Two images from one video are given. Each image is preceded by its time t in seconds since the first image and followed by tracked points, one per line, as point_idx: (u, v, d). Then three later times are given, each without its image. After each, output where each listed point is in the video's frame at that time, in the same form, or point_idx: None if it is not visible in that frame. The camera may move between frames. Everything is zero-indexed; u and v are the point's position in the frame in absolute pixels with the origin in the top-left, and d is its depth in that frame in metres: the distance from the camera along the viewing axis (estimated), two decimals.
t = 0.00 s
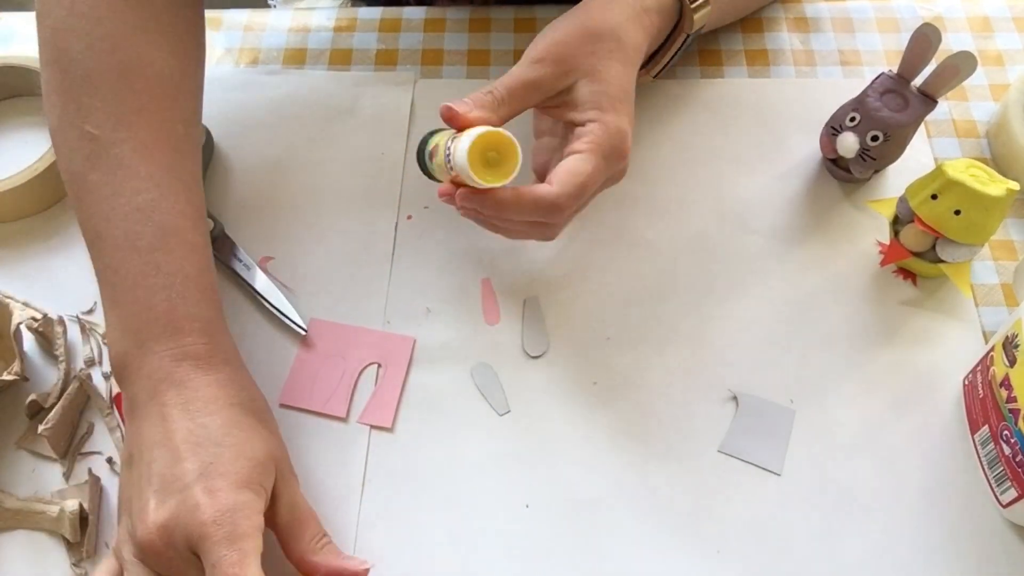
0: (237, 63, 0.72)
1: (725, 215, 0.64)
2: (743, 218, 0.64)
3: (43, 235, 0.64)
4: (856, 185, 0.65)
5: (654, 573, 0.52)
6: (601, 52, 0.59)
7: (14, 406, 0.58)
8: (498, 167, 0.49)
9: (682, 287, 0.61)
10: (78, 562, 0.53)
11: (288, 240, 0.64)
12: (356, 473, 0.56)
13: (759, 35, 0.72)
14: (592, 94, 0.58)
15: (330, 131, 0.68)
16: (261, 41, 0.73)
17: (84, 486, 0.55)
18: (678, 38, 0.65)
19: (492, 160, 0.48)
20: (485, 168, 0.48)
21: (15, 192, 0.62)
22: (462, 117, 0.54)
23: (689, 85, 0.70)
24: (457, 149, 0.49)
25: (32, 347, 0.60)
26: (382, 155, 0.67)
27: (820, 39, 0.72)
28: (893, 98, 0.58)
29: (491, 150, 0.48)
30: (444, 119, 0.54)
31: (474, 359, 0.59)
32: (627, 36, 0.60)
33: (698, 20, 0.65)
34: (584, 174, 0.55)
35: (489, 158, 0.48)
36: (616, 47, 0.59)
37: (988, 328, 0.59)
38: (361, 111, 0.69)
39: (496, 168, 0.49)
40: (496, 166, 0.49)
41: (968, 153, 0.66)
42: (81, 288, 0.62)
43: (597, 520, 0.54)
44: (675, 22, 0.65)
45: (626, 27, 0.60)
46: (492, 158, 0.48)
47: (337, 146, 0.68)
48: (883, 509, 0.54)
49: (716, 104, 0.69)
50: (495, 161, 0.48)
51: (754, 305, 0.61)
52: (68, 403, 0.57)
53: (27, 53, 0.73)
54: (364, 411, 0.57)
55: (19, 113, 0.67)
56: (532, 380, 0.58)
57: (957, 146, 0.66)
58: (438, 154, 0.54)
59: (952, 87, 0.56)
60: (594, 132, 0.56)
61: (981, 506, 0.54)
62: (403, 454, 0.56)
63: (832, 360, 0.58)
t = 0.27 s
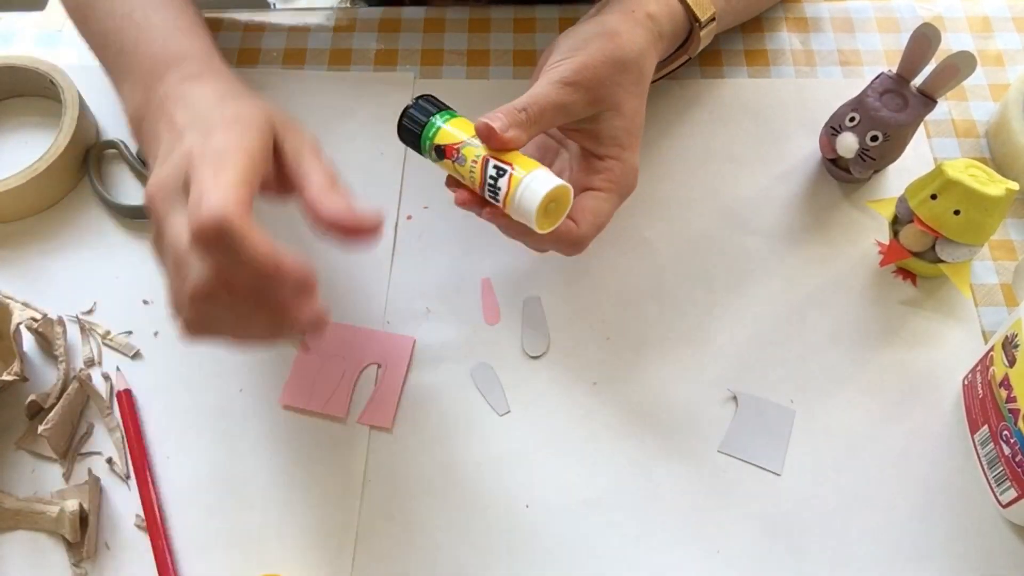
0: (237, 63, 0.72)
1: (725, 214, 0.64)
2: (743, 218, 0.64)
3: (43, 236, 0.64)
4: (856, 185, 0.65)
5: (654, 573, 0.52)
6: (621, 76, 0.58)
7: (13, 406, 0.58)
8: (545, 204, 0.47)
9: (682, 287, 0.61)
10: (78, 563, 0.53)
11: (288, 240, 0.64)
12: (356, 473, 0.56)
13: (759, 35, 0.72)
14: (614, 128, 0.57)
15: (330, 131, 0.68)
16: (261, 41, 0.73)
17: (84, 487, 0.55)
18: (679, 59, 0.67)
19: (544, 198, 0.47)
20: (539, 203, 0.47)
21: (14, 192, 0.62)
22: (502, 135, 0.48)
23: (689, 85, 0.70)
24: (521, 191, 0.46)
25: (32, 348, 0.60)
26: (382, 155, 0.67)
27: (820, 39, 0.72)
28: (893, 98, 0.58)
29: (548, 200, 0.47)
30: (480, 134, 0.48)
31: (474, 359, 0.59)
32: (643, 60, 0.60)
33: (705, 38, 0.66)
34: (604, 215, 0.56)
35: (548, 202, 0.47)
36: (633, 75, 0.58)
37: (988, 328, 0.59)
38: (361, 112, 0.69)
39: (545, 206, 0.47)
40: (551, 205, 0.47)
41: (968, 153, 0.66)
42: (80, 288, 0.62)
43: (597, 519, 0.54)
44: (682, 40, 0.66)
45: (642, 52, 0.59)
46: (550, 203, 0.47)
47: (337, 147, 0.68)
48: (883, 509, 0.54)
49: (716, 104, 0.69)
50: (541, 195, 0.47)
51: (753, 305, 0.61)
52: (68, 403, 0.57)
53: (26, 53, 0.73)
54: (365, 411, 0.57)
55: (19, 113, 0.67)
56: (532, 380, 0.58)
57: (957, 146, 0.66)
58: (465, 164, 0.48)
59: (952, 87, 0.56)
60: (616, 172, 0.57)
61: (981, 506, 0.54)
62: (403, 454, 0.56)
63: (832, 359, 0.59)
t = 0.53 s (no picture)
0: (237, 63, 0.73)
1: (725, 214, 0.64)
2: (743, 218, 0.64)
3: (43, 236, 0.64)
4: (856, 185, 0.65)
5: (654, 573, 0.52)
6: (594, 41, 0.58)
7: (13, 406, 0.58)
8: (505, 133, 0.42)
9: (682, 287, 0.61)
10: (78, 563, 0.53)
11: (288, 240, 0.64)
12: (356, 473, 0.56)
13: (759, 35, 0.72)
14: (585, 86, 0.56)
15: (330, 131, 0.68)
16: (260, 41, 0.74)
17: (84, 487, 0.55)
18: (655, 50, 0.66)
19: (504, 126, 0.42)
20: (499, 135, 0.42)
21: (14, 192, 0.62)
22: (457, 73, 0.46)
23: (689, 85, 0.70)
24: (475, 121, 0.42)
25: (32, 348, 0.60)
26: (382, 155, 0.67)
27: (819, 39, 0.72)
28: (893, 97, 0.58)
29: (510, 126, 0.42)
30: (433, 73, 0.45)
31: (474, 359, 0.59)
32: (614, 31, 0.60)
33: (678, 30, 0.66)
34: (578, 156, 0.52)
35: (513, 129, 0.42)
36: (605, 44, 0.59)
37: (988, 328, 0.59)
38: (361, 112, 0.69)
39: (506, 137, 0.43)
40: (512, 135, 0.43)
41: (968, 153, 0.66)
42: (80, 288, 0.62)
43: (597, 519, 0.54)
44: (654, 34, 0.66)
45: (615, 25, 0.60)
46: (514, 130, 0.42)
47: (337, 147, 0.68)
48: (883, 509, 0.54)
49: (716, 104, 0.69)
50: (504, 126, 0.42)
51: (753, 304, 0.61)
52: (67, 403, 0.57)
53: (26, 53, 0.73)
54: (364, 411, 0.57)
55: (19, 114, 0.67)
56: (532, 380, 0.58)
57: (957, 145, 0.66)
58: (421, 111, 0.46)
59: (952, 87, 0.56)
60: (592, 125, 0.55)
61: (981, 506, 0.54)
62: (403, 453, 0.56)
63: (832, 359, 0.58)
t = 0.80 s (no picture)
0: (237, 64, 0.73)
1: (725, 214, 0.64)
2: (743, 218, 0.64)
3: (43, 236, 0.64)
4: (856, 185, 0.65)
5: (654, 573, 0.52)
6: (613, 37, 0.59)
7: (13, 406, 0.58)
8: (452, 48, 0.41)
9: (681, 286, 0.61)
10: (78, 563, 0.53)
11: (288, 240, 0.64)
12: (356, 473, 0.56)
13: (759, 35, 0.72)
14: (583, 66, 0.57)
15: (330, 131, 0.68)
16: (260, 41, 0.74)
17: (84, 487, 0.55)
18: (694, 57, 0.66)
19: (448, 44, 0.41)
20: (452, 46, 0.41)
21: (14, 192, 0.62)
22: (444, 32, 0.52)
23: (689, 86, 0.70)
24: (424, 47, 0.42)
25: (32, 348, 0.60)
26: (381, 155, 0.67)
27: (819, 39, 0.72)
28: (893, 97, 0.58)
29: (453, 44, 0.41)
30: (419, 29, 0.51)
31: (474, 359, 0.59)
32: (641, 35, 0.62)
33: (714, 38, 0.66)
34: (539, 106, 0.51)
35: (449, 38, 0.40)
36: (621, 38, 0.60)
37: (988, 328, 0.59)
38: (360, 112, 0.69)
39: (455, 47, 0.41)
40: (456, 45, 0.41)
41: (968, 153, 0.66)
42: (81, 288, 0.62)
43: (597, 519, 0.54)
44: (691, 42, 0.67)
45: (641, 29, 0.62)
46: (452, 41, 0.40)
47: (337, 147, 0.68)
48: (883, 509, 0.54)
49: (716, 104, 0.69)
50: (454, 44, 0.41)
51: (753, 304, 0.61)
52: (67, 403, 0.57)
53: (26, 53, 0.73)
54: (365, 411, 0.57)
55: (19, 114, 0.67)
56: (532, 380, 0.58)
57: (957, 146, 0.66)
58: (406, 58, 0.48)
59: (952, 87, 0.56)
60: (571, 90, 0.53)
61: (981, 506, 0.54)
62: (403, 454, 0.56)
63: (832, 359, 0.59)
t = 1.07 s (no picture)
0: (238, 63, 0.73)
1: (725, 214, 0.64)
2: (743, 218, 0.64)
3: (43, 236, 0.64)
4: (856, 185, 0.65)
5: (654, 573, 0.52)
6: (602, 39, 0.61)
7: (13, 406, 0.58)
8: None
9: (681, 286, 0.61)
10: (78, 563, 0.53)
11: (288, 240, 0.64)
12: (356, 473, 0.56)
13: (759, 35, 0.72)
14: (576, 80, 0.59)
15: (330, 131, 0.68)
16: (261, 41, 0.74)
17: (84, 487, 0.55)
18: (692, 53, 0.66)
19: None
20: None
21: (15, 192, 0.62)
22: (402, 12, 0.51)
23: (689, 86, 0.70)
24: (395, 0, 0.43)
25: (32, 348, 0.60)
26: (381, 155, 0.67)
27: (819, 39, 0.72)
28: (893, 97, 0.58)
29: None
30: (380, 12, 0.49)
31: (474, 359, 0.59)
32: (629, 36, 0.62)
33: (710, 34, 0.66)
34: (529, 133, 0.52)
35: None
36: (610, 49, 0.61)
37: (988, 328, 0.59)
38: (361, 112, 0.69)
39: None
40: None
41: (968, 153, 0.66)
42: (81, 288, 0.62)
43: (596, 519, 0.54)
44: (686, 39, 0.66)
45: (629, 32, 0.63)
46: None
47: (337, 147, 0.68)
48: (883, 509, 0.54)
49: (716, 104, 0.69)
50: None
51: (753, 304, 0.61)
52: (67, 403, 0.57)
53: (26, 53, 0.73)
54: (364, 411, 0.57)
55: (19, 114, 0.67)
56: (532, 380, 0.58)
57: (957, 146, 0.66)
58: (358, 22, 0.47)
59: (952, 87, 0.56)
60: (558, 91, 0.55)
61: (981, 506, 0.54)
62: (403, 454, 0.56)
63: (832, 359, 0.59)
